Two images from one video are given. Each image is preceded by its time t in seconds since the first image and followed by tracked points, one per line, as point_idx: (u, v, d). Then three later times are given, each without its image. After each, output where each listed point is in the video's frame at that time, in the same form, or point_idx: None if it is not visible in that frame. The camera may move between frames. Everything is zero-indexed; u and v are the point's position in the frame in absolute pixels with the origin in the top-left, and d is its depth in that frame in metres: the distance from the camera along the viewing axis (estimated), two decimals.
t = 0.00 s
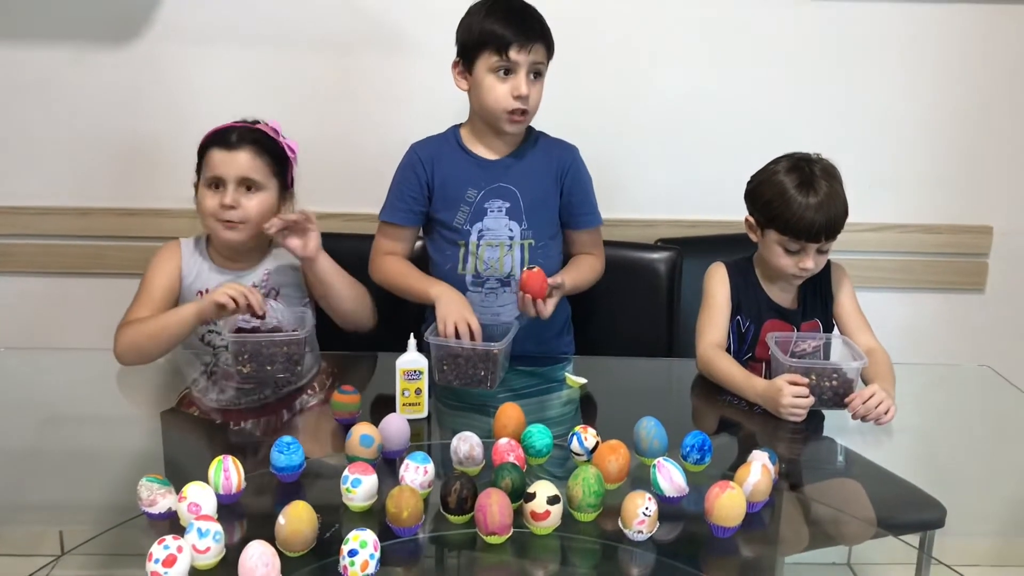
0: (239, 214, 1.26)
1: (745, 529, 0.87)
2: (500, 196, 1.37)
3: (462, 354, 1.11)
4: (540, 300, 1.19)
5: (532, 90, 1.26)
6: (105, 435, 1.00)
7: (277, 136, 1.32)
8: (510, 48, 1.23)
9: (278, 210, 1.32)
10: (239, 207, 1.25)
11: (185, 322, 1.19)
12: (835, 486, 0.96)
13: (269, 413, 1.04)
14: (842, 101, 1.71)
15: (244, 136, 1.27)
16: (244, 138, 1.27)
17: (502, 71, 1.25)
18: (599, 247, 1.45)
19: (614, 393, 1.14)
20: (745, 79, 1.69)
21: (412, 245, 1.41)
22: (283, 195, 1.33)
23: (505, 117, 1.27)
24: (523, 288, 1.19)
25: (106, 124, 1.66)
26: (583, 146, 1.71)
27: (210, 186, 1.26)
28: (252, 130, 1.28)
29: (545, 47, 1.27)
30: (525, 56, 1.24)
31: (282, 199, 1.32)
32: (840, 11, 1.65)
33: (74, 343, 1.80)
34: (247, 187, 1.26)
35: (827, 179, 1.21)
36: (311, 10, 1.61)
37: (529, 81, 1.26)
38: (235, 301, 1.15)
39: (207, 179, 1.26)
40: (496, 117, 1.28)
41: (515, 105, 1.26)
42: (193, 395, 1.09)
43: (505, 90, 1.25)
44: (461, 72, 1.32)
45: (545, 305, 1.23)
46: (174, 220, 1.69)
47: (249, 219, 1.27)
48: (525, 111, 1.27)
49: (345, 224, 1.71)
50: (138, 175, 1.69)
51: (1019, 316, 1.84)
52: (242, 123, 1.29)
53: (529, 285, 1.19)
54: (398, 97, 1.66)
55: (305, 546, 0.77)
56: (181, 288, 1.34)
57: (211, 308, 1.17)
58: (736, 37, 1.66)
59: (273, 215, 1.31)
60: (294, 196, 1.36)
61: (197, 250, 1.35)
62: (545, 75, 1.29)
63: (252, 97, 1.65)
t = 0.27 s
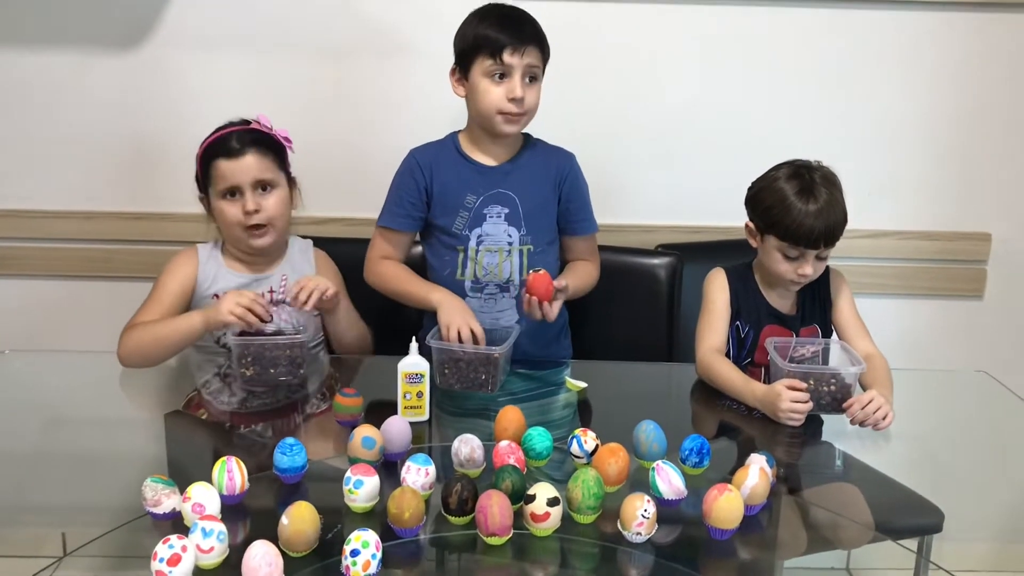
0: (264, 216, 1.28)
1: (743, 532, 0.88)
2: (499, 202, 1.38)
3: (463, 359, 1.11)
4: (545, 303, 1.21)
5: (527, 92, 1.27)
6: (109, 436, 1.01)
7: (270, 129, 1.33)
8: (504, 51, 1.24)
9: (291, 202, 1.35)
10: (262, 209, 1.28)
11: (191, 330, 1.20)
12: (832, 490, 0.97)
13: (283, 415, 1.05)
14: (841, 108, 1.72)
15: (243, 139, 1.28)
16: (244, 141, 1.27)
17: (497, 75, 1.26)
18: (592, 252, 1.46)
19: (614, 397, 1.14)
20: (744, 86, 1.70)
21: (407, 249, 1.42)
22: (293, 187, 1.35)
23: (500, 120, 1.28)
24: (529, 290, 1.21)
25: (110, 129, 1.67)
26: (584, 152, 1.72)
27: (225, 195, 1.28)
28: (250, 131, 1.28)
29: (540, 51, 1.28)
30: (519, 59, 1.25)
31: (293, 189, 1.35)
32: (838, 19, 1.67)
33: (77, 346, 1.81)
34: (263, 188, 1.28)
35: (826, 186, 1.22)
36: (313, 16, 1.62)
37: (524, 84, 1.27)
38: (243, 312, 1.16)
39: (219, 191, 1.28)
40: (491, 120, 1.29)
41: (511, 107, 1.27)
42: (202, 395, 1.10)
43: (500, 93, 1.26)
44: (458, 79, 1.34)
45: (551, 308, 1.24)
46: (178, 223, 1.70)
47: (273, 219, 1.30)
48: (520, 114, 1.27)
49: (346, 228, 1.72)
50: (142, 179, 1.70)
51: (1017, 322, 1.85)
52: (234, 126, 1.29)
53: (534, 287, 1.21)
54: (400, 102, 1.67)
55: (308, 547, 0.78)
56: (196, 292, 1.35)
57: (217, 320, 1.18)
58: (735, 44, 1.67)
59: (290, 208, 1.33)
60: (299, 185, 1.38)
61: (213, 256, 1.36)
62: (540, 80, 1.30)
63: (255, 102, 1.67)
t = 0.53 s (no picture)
0: (270, 218, 1.30)
1: (742, 534, 0.88)
2: (499, 206, 1.39)
3: (466, 362, 1.12)
4: (548, 306, 1.22)
5: (522, 98, 1.28)
6: (114, 438, 1.02)
7: (281, 132, 1.35)
8: (498, 57, 1.25)
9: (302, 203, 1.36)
10: (268, 211, 1.30)
11: (194, 335, 1.23)
12: (832, 494, 0.97)
13: (289, 420, 1.05)
14: (842, 114, 1.73)
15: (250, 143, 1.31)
16: (251, 144, 1.30)
17: (492, 82, 1.28)
18: (591, 257, 1.47)
19: (615, 401, 1.15)
20: (745, 92, 1.71)
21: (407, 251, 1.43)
22: (303, 188, 1.37)
23: (496, 125, 1.29)
24: (531, 293, 1.22)
25: (116, 134, 1.69)
26: (586, 157, 1.73)
27: (235, 198, 1.31)
28: (257, 135, 1.31)
29: (535, 57, 1.29)
30: (514, 65, 1.26)
31: (304, 191, 1.37)
32: (839, 26, 1.67)
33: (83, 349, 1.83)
34: (269, 191, 1.31)
35: (828, 192, 1.23)
36: (317, 21, 1.63)
37: (519, 90, 1.28)
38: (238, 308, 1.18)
39: (230, 194, 1.31)
40: (488, 126, 1.30)
41: (506, 113, 1.28)
42: (211, 397, 1.11)
43: (495, 98, 1.28)
44: (456, 87, 1.35)
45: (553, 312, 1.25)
46: (182, 228, 1.71)
47: (280, 220, 1.32)
48: (516, 120, 1.29)
49: (351, 233, 1.73)
50: (147, 183, 1.71)
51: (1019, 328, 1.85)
52: (244, 130, 1.32)
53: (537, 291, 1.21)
54: (403, 108, 1.68)
55: (311, 547, 0.79)
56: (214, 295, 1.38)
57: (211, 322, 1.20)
58: (736, 50, 1.68)
59: (299, 209, 1.35)
60: (313, 185, 1.40)
61: (230, 260, 1.39)
62: (536, 86, 1.31)
63: (259, 107, 1.68)
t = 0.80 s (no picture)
0: (281, 228, 1.32)
1: (744, 538, 0.89)
2: (503, 210, 1.40)
3: (472, 366, 1.13)
4: (552, 308, 1.22)
5: (526, 104, 1.29)
6: (123, 441, 1.04)
7: (292, 141, 1.35)
8: (502, 64, 1.27)
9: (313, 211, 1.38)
10: (279, 222, 1.32)
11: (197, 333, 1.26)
12: (834, 498, 0.98)
13: (296, 426, 1.06)
14: (846, 120, 1.74)
15: (262, 154, 1.32)
16: (262, 155, 1.31)
17: (496, 88, 1.29)
18: (597, 261, 1.48)
19: (619, 405, 1.16)
20: (749, 98, 1.71)
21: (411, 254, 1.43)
22: (315, 196, 1.38)
23: (500, 131, 1.30)
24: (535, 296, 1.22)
25: (124, 139, 1.70)
26: (590, 163, 1.74)
27: (248, 209, 1.33)
28: (268, 146, 1.32)
29: (538, 63, 1.30)
30: (518, 72, 1.27)
31: (315, 198, 1.38)
32: (842, 32, 1.68)
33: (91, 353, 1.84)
34: (280, 201, 1.32)
35: (832, 198, 1.23)
36: (323, 28, 1.65)
37: (522, 96, 1.29)
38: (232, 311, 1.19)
39: (243, 204, 1.33)
40: (491, 132, 1.31)
41: (509, 119, 1.29)
42: (221, 399, 1.12)
43: (499, 104, 1.28)
44: (460, 94, 1.36)
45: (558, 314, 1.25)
46: (190, 232, 1.72)
47: (292, 231, 1.33)
48: (519, 126, 1.29)
49: (357, 237, 1.74)
50: (155, 189, 1.73)
51: None
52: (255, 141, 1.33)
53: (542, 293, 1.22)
54: (409, 114, 1.69)
55: (316, 549, 0.80)
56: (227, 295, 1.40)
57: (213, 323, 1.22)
58: (739, 57, 1.69)
59: (311, 218, 1.36)
60: (325, 192, 1.41)
61: (244, 263, 1.41)
62: (540, 92, 1.32)
63: (266, 113, 1.69)
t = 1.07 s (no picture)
0: (290, 243, 1.33)
1: (748, 537, 0.89)
2: (509, 210, 1.40)
3: (477, 366, 1.13)
4: (558, 306, 1.23)
5: (532, 107, 1.30)
6: (129, 440, 1.04)
7: (306, 155, 1.35)
8: (510, 66, 1.28)
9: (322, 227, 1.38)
10: (288, 237, 1.32)
11: (197, 325, 1.28)
12: (838, 497, 0.98)
13: (303, 424, 1.07)
14: (850, 121, 1.74)
15: (276, 168, 1.31)
16: (276, 170, 1.31)
17: (503, 90, 1.29)
18: (601, 261, 1.48)
19: (623, 405, 1.16)
20: (753, 99, 1.71)
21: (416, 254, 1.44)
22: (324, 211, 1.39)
23: (506, 133, 1.31)
24: (541, 295, 1.23)
25: (131, 142, 1.71)
26: (595, 164, 1.74)
27: (257, 220, 1.33)
28: (283, 161, 1.32)
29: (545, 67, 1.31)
30: (525, 74, 1.28)
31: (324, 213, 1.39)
32: (847, 33, 1.68)
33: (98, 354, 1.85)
34: (291, 217, 1.33)
35: (838, 197, 1.23)
36: (329, 30, 1.65)
37: (529, 99, 1.30)
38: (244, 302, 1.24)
39: (253, 214, 1.33)
40: (499, 134, 1.32)
41: (516, 121, 1.30)
42: (228, 399, 1.13)
43: (506, 107, 1.29)
44: (467, 95, 1.37)
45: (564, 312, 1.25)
46: (196, 234, 1.73)
47: (300, 245, 1.34)
48: (526, 128, 1.30)
49: (362, 239, 1.75)
50: (162, 190, 1.74)
51: None
52: (270, 153, 1.33)
53: (546, 292, 1.22)
54: (414, 115, 1.70)
55: (321, 547, 0.80)
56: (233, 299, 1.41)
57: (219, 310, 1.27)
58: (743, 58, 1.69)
59: (320, 232, 1.37)
60: (334, 206, 1.42)
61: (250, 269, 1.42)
62: (547, 94, 1.33)
63: (271, 115, 1.70)
